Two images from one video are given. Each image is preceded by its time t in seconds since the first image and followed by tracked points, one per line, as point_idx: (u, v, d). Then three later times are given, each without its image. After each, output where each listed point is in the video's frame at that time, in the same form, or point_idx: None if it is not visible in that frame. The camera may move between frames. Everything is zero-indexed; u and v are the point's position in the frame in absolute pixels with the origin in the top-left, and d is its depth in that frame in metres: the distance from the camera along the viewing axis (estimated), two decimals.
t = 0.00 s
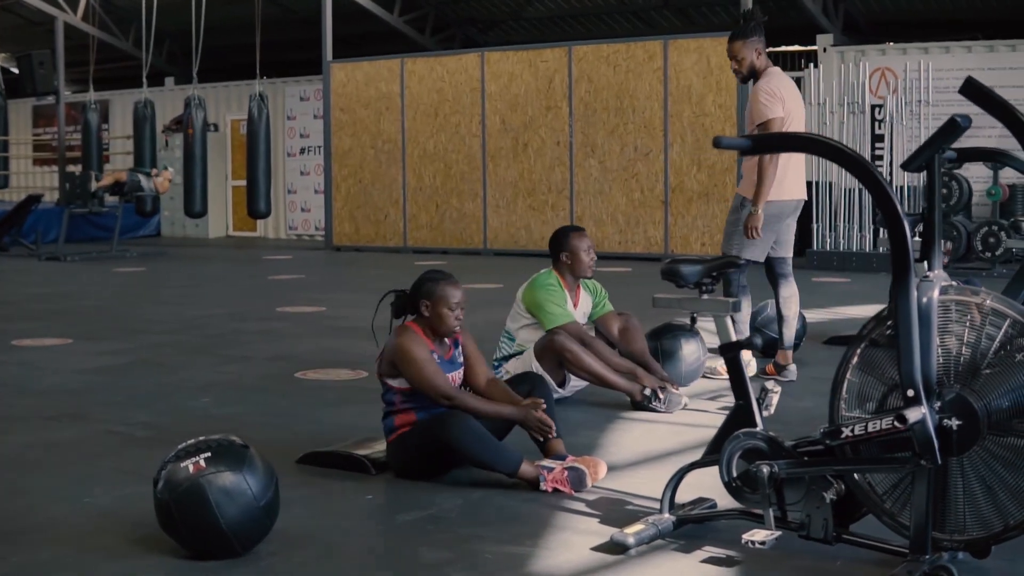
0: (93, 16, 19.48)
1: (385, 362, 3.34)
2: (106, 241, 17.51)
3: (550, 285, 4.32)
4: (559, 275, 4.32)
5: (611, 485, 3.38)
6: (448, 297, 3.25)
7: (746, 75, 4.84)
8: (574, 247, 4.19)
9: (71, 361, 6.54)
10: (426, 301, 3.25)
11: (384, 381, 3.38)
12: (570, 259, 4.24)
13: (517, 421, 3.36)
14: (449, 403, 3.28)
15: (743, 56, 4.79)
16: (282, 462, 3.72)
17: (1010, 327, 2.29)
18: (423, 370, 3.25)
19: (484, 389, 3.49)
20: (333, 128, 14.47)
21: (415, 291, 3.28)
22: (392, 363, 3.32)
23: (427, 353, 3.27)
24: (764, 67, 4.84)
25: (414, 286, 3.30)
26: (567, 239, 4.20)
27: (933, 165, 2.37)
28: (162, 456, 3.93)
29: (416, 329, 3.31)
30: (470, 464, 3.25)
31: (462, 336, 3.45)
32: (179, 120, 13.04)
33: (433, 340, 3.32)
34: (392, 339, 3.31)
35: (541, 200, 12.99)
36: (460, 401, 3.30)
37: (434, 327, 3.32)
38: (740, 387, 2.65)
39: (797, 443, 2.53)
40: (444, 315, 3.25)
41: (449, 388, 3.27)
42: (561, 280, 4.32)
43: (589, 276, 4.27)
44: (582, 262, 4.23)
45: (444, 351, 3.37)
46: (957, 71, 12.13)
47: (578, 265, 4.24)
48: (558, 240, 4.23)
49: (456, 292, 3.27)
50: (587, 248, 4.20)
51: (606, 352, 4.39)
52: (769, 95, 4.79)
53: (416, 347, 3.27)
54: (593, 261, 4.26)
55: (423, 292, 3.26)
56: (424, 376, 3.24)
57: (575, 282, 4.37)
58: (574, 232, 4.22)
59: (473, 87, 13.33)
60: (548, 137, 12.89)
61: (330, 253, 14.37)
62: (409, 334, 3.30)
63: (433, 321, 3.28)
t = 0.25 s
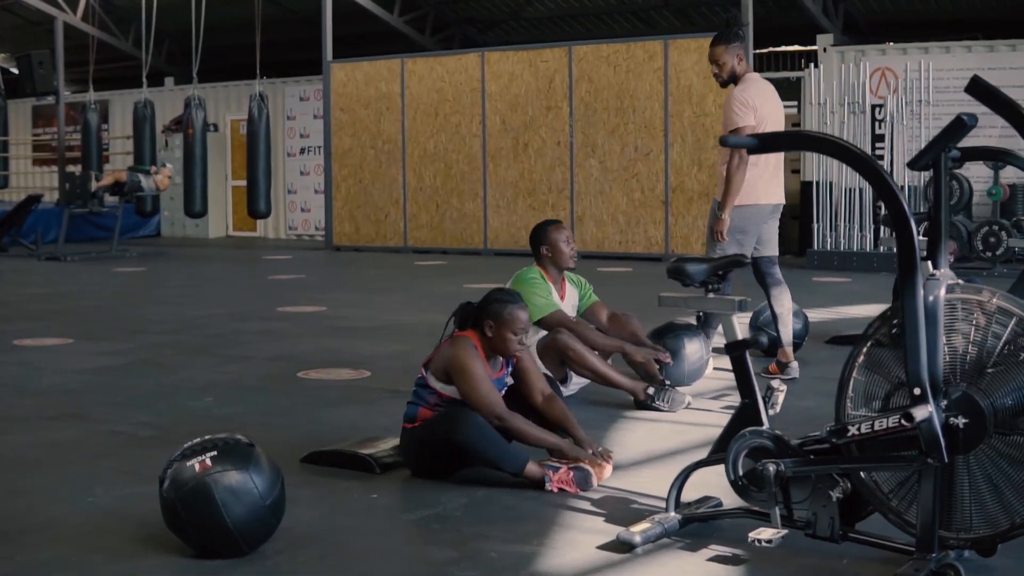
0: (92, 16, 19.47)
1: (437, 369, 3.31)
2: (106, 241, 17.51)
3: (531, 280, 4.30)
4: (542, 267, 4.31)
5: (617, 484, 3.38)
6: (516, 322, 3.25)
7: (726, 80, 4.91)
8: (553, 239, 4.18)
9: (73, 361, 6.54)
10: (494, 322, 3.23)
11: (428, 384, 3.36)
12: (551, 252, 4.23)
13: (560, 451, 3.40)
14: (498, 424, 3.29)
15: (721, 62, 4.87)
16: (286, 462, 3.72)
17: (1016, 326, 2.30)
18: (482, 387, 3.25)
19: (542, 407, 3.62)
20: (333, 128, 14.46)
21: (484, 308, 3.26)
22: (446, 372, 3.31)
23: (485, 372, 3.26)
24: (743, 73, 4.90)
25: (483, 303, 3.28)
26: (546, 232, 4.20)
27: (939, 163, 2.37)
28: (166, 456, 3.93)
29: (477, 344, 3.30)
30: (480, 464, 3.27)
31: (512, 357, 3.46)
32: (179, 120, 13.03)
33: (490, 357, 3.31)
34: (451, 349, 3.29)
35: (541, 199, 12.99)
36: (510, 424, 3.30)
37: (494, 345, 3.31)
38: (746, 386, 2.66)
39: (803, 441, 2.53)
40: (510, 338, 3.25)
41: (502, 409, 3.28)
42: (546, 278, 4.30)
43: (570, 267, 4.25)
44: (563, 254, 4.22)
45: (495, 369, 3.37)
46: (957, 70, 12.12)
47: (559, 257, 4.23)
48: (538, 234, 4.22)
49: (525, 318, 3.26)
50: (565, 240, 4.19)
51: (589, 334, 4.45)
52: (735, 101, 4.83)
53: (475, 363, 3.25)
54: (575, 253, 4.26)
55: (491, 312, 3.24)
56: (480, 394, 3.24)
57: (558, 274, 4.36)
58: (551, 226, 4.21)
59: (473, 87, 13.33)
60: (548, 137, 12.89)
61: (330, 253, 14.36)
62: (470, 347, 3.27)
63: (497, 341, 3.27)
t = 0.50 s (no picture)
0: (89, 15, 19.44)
1: (447, 368, 3.29)
2: (103, 241, 17.49)
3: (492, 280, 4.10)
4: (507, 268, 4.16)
5: (618, 483, 3.37)
6: (532, 328, 3.23)
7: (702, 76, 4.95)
8: (517, 235, 4.08)
9: (71, 361, 6.53)
10: (509, 327, 3.22)
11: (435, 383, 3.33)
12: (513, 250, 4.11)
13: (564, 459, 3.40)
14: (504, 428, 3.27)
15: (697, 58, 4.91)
16: (287, 461, 3.71)
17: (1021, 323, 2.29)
18: (491, 390, 3.22)
19: (547, 411, 3.58)
20: (330, 126, 14.45)
21: (500, 313, 3.24)
22: (456, 372, 3.28)
23: (496, 376, 3.23)
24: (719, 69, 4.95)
25: (499, 307, 3.26)
26: (509, 230, 4.09)
27: (944, 160, 2.36)
28: (167, 456, 3.92)
29: (489, 346, 3.28)
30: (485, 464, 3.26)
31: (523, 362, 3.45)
32: (177, 119, 13.02)
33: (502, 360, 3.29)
34: (462, 351, 3.26)
35: (539, 198, 12.99)
36: (515, 429, 3.29)
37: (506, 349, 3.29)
38: (749, 384, 2.65)
39: (806, 439, 2.53)
40: (523, 343, 3.23)
41: (509, 414, 3.26)
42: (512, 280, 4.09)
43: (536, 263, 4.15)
44: (526, 251, 4.11)
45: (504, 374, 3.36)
46: (956, 69, 12.11)
47: (522, 254, 4.11)
48: (501, 231, 4.12)
49: (541, 325, 3.25)
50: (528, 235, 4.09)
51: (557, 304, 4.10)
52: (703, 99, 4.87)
53: (486, 366, 3.23)
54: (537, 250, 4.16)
55: (507, 316, 3.23)
56: (490, 398, 3.22)
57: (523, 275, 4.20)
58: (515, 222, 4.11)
59: (471, 86, 13.33)
60: (546, 136, 12.88)
61: (327, 253, 14.35)
62: (481, 348, 3.25)
63: (510, 347, 3.25)
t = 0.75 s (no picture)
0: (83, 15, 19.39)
1: (411, 358, 3.31)
2: (97, 241, 17.45)
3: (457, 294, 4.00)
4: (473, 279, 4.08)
5: (616, 481, 3.36)
6: (479, 295, 3.22)
7: (683, 71, 5.07)
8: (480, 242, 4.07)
9: (66, 360, 6.51)
10: (457, 299, 3.22)
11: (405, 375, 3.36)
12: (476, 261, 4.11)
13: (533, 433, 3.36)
14: (465, 405, 3.26)
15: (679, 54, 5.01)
16: (283, 460, 3.69)
17: (1020, 319, 2.29)
18: (448, 368, 3.22)
19: (511, 387, 3.51)
20: (325, 126, 14.44)
21: (446, 288, 3.24)
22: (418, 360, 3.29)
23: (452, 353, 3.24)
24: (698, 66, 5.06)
25: (446, 283, 3.26)
26: (473, 240, 4.09)
27: (943, 156, 2.36)
28: (162, 455, 3.90)
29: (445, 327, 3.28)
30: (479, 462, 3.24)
31: (487, 337, 3.43)
32: (170, 119, 12.99)
33: (459, 338, 3.29)
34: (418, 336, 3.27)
35: (534, 197, 12.98)
36: (475, 404, 3.28)
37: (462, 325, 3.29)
38: (748, 382, 2.65)
39: (805, 437, 2.52)
40: (474, 311, 3.22)
41: (469, 390, 3.25)
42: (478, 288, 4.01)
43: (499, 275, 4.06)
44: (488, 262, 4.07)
45: (467, 352, 3.34)
46: (950, 68, 12.12)
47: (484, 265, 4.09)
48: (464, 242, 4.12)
49: (488, 291, 3.24)
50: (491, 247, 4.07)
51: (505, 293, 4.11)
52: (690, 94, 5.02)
53: (442, 345, 3.23)
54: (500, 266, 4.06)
55: (452, 289, 3.23)
56: (449, 376, 3.22)
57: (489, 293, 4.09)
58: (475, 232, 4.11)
59: (466, 85, 13.31)
60: (540, 135, 12.87)
61: (322, 252, 14.33)
62: (435, 330, 3.26)
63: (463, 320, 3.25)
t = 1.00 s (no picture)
0: (82, 14, 19.38)
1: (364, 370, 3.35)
2: (96, 240, 17.44)
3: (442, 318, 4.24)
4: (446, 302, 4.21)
5: (618, 479, 3.35)
6: (408, 289, 3.27)
7: (679, 70, 5.05)
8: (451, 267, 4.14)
9: (66, 360, 6.50)
10: (386, 295, 3.27)
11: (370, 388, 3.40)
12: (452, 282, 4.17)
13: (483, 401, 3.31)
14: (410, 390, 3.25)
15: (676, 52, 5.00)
16: (285, 459, 3.69)
17: None
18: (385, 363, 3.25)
19: (462, 370, 3.48)
20: (324, 125, 14.43)
21: (373, 293, 3.31)
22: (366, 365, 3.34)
23: (390, 346, 3.28)
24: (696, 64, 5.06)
25: (374, 286, 3.33)
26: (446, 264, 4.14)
27: (947, 154, 2.35)
28: (163, 454, 3.89)
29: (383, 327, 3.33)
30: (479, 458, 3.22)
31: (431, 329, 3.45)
32: (169, 118, 12.97)
33: (397, 336, 3.34)
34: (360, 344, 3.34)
35: (534, 197, 12.98)
36: (424, 386, 3.25)
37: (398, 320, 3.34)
38: (752, 379, 2.64)
39: (810, 434, 2.52)
40: (406, 306, 3.27)
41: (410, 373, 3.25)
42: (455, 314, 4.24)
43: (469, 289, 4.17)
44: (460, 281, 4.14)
45: (412, 344, 3.37)
46: (950, 67, 12.10)
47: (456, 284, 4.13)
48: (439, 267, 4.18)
49: (417, 284, 3.29)
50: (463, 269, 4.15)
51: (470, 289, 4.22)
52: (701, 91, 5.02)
53: (380, 345, 3.28)
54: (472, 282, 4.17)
55: (377, 288, 3.30)
56: (389, 366, 3.26)
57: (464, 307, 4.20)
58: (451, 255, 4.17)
59: (465, 84, 13.30)
60: (540, 135, 12.86)
61: (321, 252, 14.33)
62: (372, 331, 3.31)
63: (395, 313, 3.30)
